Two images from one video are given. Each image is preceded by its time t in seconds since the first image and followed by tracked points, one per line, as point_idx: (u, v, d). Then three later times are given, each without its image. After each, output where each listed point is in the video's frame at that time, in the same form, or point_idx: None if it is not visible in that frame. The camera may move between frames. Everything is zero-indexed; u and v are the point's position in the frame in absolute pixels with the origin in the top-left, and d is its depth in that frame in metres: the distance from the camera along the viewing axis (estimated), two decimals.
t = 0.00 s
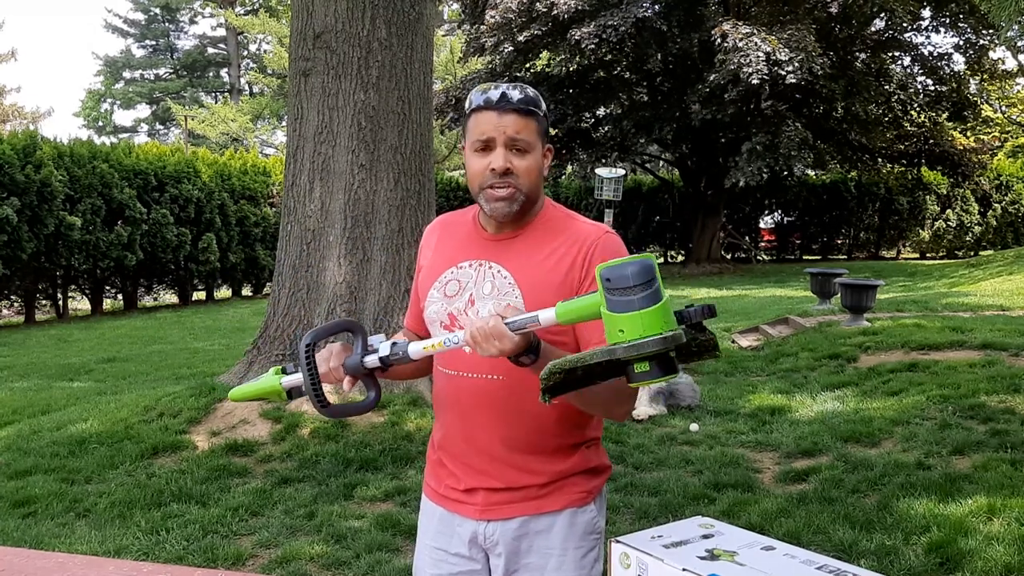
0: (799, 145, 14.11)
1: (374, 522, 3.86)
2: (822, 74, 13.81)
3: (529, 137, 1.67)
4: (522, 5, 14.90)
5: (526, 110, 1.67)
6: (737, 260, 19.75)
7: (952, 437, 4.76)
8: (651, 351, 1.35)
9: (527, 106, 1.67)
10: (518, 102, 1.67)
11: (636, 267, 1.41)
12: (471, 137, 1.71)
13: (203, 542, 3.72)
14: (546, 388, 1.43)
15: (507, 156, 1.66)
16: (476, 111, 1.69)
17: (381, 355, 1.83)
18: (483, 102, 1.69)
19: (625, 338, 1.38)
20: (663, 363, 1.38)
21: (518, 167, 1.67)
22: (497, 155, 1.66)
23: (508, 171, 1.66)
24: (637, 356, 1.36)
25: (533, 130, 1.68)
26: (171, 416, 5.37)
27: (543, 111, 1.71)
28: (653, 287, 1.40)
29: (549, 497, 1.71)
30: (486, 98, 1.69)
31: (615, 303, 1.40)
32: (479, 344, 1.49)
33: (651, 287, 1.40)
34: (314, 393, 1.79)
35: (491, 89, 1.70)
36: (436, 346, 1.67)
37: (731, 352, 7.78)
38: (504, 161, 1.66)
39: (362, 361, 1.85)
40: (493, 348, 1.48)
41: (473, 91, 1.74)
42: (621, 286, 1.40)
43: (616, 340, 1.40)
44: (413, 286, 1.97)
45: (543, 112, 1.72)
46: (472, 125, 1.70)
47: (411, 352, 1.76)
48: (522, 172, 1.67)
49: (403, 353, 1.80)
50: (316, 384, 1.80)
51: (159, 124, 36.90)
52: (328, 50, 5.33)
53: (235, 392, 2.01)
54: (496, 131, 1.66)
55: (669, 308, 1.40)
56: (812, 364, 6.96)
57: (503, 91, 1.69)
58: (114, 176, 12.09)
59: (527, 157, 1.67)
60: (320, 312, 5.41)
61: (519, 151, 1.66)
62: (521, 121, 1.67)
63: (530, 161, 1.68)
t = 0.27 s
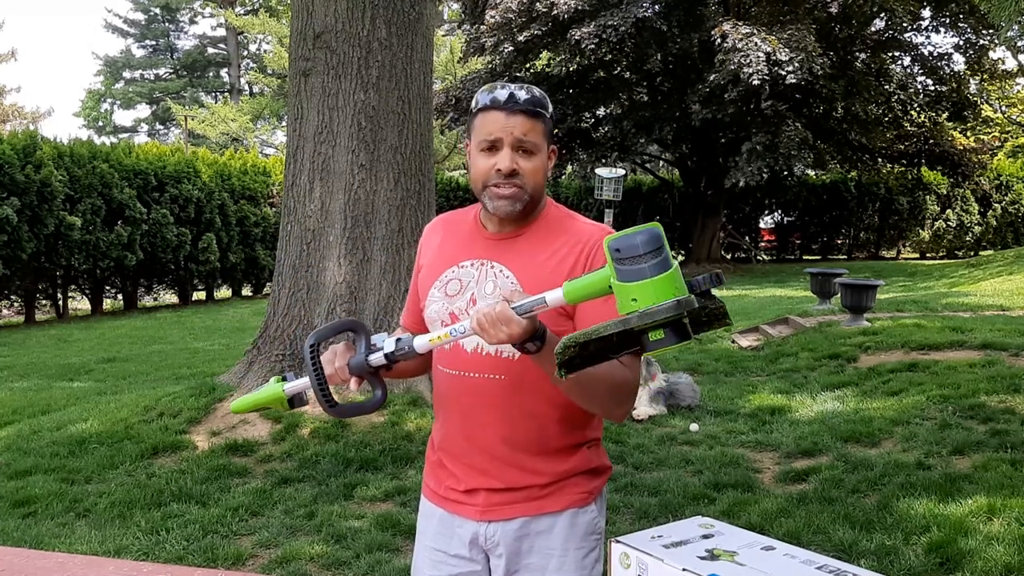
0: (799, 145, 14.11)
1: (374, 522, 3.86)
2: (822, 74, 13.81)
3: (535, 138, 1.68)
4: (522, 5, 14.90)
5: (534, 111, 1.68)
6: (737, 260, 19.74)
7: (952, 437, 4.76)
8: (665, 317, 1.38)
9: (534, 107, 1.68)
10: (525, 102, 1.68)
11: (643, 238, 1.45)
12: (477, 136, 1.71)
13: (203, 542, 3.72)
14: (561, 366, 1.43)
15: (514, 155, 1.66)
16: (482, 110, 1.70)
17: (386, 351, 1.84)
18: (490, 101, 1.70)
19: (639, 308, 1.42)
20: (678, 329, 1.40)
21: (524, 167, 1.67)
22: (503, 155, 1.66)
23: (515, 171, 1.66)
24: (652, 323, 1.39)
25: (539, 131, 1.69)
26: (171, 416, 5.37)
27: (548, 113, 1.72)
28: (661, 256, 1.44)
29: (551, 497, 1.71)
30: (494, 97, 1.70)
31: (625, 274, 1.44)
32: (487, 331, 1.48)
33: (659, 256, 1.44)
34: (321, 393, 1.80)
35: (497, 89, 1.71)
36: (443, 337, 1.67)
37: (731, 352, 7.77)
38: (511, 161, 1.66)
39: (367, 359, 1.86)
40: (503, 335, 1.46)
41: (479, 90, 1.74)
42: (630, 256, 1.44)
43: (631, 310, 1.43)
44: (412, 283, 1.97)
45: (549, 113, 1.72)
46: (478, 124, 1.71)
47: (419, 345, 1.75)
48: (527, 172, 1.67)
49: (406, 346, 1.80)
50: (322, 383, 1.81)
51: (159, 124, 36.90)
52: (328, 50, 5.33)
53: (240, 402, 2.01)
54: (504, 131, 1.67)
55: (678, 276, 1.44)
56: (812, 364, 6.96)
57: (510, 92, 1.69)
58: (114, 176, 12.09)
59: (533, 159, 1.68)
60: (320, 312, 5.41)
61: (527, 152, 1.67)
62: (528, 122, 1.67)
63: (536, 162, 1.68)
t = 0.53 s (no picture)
0: (799, 145, 14.12)
1: (373, 522, 3.86)
2: (822, 74, 13.81)
3: (537, 140, 1.68)
4: (522, 5, 14.90)
5: (536, 114, 1.68)
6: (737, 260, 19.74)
7: (952, 437, 4.76)
8: (668, 313, 1.38)
9: (536, 110, 1.68)
10: (528, 105, 1.68)
11: (644, 234, 1.45)
12: (479, 138, 1.71)
13: (203, 542, 3.72)
14: (567, 368, 1.43)
15: (517, 157, 1.66)
16: (484, 112, 1.70)
17: (394, 358, 1.83)
18: (492, 104, 1.70)
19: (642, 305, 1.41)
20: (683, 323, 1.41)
21: (526, 170, 1.67)
22: (506, 159, 1.66)
23: (518, 174, 1.66)
24: (658, 320, 1.39)
25: (542, 134, 1.69)
26: (171, 416, 5.37)
27: (550, 115, 1.72)
28: (662, 251, 1.44)
29: (552, 497, 1.71)
30: (497, 99, 1.69)
31: (626, 270, 1.44)
32: (492, 334, 1.48)
33: (660, 251, 1.45)
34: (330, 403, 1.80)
35: (499, 91, 1.70)
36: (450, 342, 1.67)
37: (731, 352, 7.78)
38: (513, 164, 1.66)
39: (377, 367, 1.85)
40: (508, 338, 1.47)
41: (480, 92, 1.74)
42: (631, 253, 1.45)
43: (633, 308, 1.43)
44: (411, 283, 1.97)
45: (551, 116, 1.72)
46: (480, 127, 1.70)
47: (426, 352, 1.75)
48: (529, 176, 1.67)
49: (416, 356, 1.79)
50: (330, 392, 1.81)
51: (159, 124, 36.90)
52: (328, 50, 5.33)
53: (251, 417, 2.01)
54: (507, 134, 1.66)
55: (680, 270, 1.44)
56: (812, 364, 6.96)
57: (512, 94, 1.69)
58: (114, 176, 12.09)
59: (535, 161, 1.68)
60: (320, 312, 5.41)
61: (529, 154, 1.67)
62: (531, 125, 1.67)
63: (538, 164, 1.69)
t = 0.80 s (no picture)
0: (799, 145, 14.11)
1: (373, 522, 3.85)
2: (822, 73, 13.80)
3: (539, 138, 1.67)
4: (522, 5, 14.89)
5: (537, 112, 1.67)
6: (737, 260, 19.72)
7: (953, 437, 4.75)
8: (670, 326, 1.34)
9: (537, 108, 1.67)
10: (530, 103, 1.67)
11: (634, 246, 1.37)
12: (479, 136, 1.70)
13: (202, 542, 3.71)
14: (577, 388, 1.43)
15: (518, 155, 1.65)
16: (486, 110, 1.69)
17: (396, 366, 1.76)
18: (493, 102, 1.69)
19: (641, 319, 1.35)
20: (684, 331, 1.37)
21: (526, 168, 1.66)
22: (507, 156, 1.65)
23: (518, 172, 1.65)
24: (660, 332, 1.35)
25: (543, 132, 1.68)
26: (171, 416, 5.36)
27: (552, 114, 1.71)
28: (653, 262, 1.36)
29: (552, 497, 1.69)
30: (499, 96, 1.69)
31: (620, 287, 1.37)
32: (489, 336, 1.47)
33: (652, 261, 1.37)
34: (338, 415, 1.77)
35: (500, 89, 1.70)
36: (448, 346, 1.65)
37: (731, 352, 7.77)
38: (514, 162, 1.65)
39: (380, 374, 1.79)
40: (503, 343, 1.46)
41: (481, 91, 1.73)
42: (624, 269, 1.37)
43: (633, 321, 1.37)
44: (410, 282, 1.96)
45: (553, 115, 1.72)
46: (481, 124, 1.69)
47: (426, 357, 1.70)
48: (529, 174, 1.66)
49: (417, 361, 1.73)
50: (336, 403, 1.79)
51: (159, 124, 36.88)
52: (328, 50, 5.32)
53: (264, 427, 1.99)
54: (509, 131, 1.65)
55: (676, 276, 1.36)
56: (812, 364, 6.95)
57: (514, 92, 1.68)
58: (113, 176, 12.08)
59: (536, 160, 1.67)
60: (320, 312, 5.40)
61: (530, 152, 1.66)
62: (532, 123, 1.66)
63: (539, 162, 1.67)
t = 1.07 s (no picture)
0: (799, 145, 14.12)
1: (373, 522, 3.86)
2: (822, 74, 13.81)
3: (538, 136, 1.68)
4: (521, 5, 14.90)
5: (538, 111, 1.68)
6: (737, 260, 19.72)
7: (952, 437, 4.76)
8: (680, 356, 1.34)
9: (537, 106, 1.68)
10: (531, 101, 1.68)
11: (649, 275, 1.36)
12: (480, 133, 1.71)
13: (202, 541, 3.72)
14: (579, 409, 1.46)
15: (518, 153, 1.66)
16: (487, 108, 1.71)
17: (400, 366, 1.75)
18: (494, 100, 1.71)
19: (650, 347, 1.35)
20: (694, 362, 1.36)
21: (526, 165, 1.67)
22: (506, 153, 1.67)
23: (517, 169, 1.66)
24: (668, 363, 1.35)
25: (543, 130, 1.69)
26: (171, 416, 5.37)
27: (553, 114, 1.72)
28: (668, 291, 1.36)
29: (551, 497, 1.70)
30: (500, 95, 1.71)
31: (634, 312, 1.37)
32: (480, 350, 1.49)
33: (666, 290, 1.36)
34: (338, 414, 1.77)
35: (502, 88, 1.72)
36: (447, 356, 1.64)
37: (731, 352, 7.78)
38: (513, 159, 1.66)
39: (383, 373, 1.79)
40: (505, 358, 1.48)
41: (483, 90, 1.76)
42: (640, 295, 1.36)
43: (641, 347, 1.37)
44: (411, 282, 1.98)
45: (553, 114, 1.73)
46: (482, 121, 1.71)
47: (428, 361, 1.69)
48: (529, 171, 1.67)
49: (421, 365, 1.71)
50: (336, 402, 1.78)
51: (159, 124, 36.89)
52: (328, 50, 5.33)
53: (260, 414, 2.00)
54: (509, 128, 1.67)
55: (688, 306, 1.36)
56: (812, 364, 6.96)
57: (516, 91, 1.70)
58: (113, 176, 12.08)
59: (536, 158, 1.68)
60: (320, 312, 5.41)
61: (530, 150, 1.67)
62: (532, 121, 1.68)
63: (538, 161, 1.69)
